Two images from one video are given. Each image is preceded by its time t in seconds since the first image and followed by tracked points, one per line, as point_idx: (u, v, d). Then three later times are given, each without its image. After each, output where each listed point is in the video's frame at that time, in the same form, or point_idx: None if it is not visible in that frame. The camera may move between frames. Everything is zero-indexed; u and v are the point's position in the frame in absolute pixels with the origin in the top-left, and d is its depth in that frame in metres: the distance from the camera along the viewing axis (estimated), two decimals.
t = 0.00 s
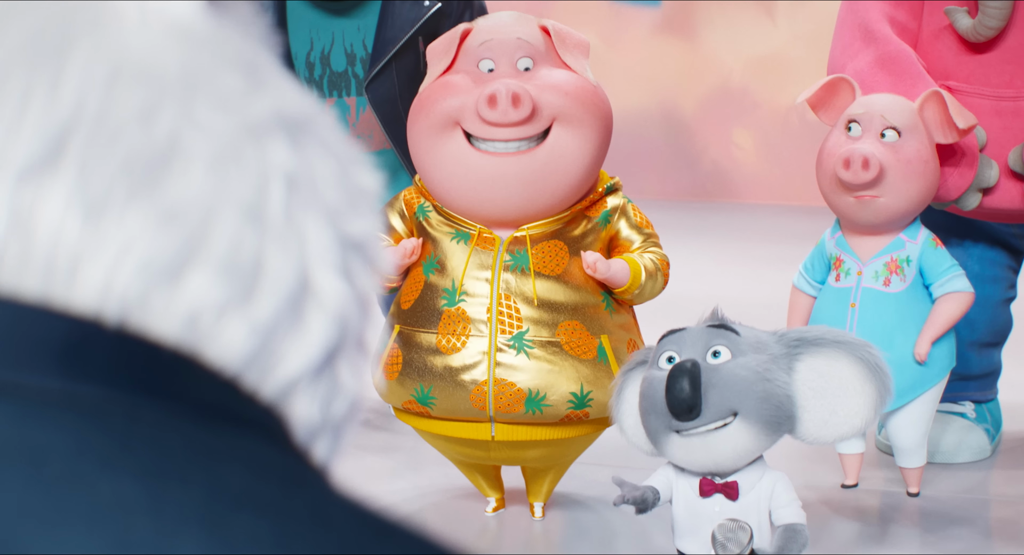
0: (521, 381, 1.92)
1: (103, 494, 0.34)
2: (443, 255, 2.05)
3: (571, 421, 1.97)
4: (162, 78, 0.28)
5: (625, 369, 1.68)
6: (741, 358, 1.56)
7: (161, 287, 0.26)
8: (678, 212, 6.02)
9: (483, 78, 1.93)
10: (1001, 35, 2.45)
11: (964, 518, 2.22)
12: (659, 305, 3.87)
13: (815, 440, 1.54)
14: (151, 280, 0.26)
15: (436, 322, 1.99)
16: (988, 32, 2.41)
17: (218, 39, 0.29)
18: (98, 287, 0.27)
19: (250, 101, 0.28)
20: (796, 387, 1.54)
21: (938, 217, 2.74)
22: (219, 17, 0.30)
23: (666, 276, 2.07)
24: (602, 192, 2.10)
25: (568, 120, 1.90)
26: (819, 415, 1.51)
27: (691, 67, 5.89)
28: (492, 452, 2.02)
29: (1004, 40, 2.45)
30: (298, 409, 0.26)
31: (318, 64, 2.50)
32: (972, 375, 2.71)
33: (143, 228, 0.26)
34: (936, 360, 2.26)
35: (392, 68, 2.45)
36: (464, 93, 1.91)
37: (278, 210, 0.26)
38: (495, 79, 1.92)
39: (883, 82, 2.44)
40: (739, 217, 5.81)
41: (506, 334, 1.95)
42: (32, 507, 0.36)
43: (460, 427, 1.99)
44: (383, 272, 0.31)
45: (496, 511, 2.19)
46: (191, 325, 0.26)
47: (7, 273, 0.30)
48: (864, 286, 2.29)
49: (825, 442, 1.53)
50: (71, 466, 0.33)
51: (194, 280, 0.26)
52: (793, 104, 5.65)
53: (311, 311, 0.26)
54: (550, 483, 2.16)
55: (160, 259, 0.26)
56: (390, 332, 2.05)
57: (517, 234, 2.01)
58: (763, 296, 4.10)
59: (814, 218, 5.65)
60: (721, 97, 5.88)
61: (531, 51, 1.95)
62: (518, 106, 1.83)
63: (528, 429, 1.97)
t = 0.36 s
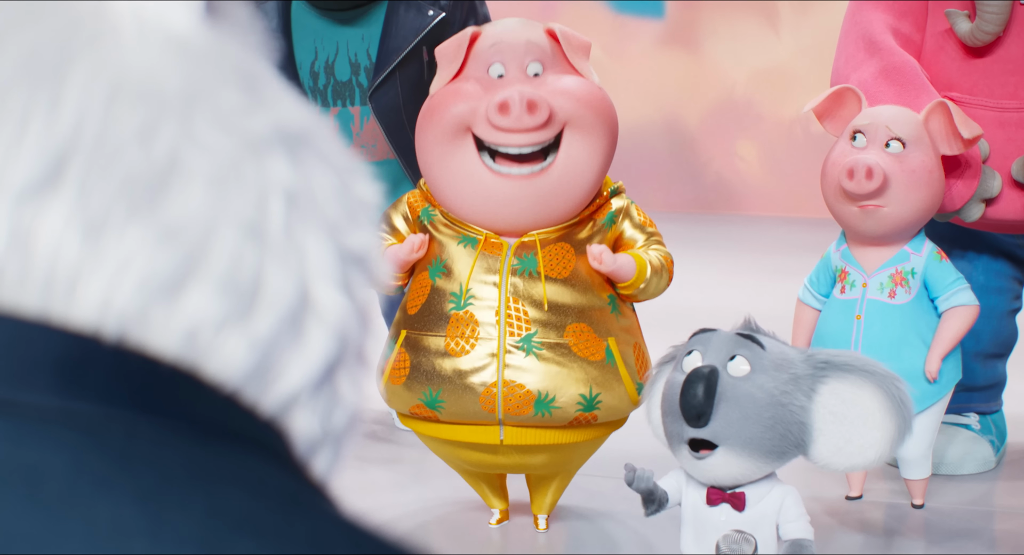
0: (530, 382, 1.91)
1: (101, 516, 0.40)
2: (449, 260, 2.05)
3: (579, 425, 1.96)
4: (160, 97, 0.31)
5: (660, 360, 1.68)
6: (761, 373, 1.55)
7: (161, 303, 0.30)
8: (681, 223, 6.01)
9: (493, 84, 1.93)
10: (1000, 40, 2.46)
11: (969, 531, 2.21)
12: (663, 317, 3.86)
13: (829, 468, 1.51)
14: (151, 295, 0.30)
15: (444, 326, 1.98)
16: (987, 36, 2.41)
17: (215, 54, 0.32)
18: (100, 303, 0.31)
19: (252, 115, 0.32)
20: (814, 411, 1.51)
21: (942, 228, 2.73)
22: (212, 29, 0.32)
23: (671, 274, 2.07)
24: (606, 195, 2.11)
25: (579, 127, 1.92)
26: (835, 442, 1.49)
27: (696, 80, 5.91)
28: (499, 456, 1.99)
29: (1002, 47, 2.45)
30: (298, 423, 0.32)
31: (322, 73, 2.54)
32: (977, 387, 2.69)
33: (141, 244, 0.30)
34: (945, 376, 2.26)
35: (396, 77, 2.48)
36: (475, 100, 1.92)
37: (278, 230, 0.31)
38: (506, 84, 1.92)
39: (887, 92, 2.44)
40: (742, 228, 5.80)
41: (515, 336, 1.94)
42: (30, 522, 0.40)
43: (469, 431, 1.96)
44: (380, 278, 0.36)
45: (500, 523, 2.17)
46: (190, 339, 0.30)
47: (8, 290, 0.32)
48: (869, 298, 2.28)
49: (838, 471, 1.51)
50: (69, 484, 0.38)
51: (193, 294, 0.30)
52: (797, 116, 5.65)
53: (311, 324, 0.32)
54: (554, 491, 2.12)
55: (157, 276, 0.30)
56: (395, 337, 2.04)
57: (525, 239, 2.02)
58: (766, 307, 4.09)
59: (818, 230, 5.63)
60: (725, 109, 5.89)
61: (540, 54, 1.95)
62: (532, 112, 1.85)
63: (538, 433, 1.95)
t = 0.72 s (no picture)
0: (542, 383, 1.90)
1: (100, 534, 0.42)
2: (458, 262, 2.02)
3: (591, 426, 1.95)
4: (163, 107, 0.38)
5: (668, 369, 1.69)
6: (769, 385, 1.55)
7: (162, 313, 0.37)
8: (684, 231, 5.99)
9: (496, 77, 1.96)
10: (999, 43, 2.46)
11: (972, 537, 2.20)
12: (667, 325, 3.85)
13: (834, 479, 1.51)
14: (152, 303, 0.37)
15: (455, 326, 1.97)
16: (983, 37, 2.41)
17: (214, 60, 0.39)
18: (101, 312, 0.37)
19: (251, 123, 0.40)
20: (822, 422, 1.50)
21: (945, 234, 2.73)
22: (213, 36, 0.39)
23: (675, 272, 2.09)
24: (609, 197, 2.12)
25: (580, 123, 1.94)
26: (841, 455, 1.49)
27: (699, 87, 5.91)
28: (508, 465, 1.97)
29: (1001, 50, 2.45)
30: (299, 428, 0.41)
31: (324, 79, 2.56)
32: (981, 393, 2.69)
33: (142, 252, 0.37)
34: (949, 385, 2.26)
35: (398, 84, 2.48)
36: (479, 92, 1.95)
37: (278, 242, 0.39)
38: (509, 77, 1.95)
39: (889, 98, 2.45)
40: (746, 236, 5.78)
41: (527, 336, 1.93)
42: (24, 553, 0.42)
43: (478, 434, 1.94)
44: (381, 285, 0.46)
45: (501, 531, 2.14)
46: (191, 347, 0.37)
47: (9, 298, 0.38)
48: (872, 304, 2.28)
49: (843, 483, 1.51)
50: (69, 503, 0.42)
51: (193, 304, 0.37)
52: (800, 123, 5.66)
53: (313, 331, 0.40)
54: (558, 500, 2.09)
55: (157, 285, 0.37)
56: (404, 339, 2.04)
57: (534, 239, 2.00)
58: (770, 315, 4.08)
59: (822, 236, 5.61)
60: (728, 116, 5.89)
61: (542, 51, 2.00)
62: (536, 97, 1.88)
63: (549, 435, 1.93)
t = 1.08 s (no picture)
0: (545, 421, 1.86)
1: (99, 541, 0.42)
2: (465, 291, 2.00)
3: (599, 455, 1.92)
4: (161, 111, 0.41)
5: (664, 375, 1.69)
6: (771, 392, 1.54)
7: (162, 319, 0.39)
8: (685, 236, 5.98)
9: (503, 86, 1.93)
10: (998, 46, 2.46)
11: (973, 542, 2.20)
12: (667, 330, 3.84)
13: (835, 484, 1.51)
14: (152, 308, 0.39)
15: (458, 361, 1.94)
16: (980, 35, 2.41)
17: (214, 64, 0.42)
18: (100, 318, 0.39)
19: (251, 128, 0.42)
20: (824, 427, 1.50)
21: (943, 237, 2.72)
22: (212, 40, 0.42)
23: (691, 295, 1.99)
24: (622, 218, 2.04)
25: (583, 138, 1.89)
26: (843, 459, 1.49)
27: (700, 92, 5.91)
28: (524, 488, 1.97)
29: (998, 53, 2.46)
30: (298, 435, 0.44)
31: (325, 84, 2.57)
32: (982, 397, 2.69)
33: (141, 258, 0.39)
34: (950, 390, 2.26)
35: (399, 89, 2.49)
36: (485, 104, 1.93)
37: (277, 249, 0.41)
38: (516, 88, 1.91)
39: (888, 101, 2.44)
40: (747, 241, 5.77)
41: (529, 376, 1.88)
42: None
43: (485, 466, 1.94)
44: (378, 295, 0.49)
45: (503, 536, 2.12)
46: (191, 352, 0.40)
47: (9, 304, 0.40)
48: (874, 309, 2.27)
49: (844, 487, 1.51)
50: (68, 512, 0.42)
51: (192, 311, 0.40)
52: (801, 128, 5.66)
53: (313, 337, 0.43)
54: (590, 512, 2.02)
55: (157, 290, 0.39)
56: (412, 364, 2.04)
57: (534, 267, 1.95)
58: (770, 320, 4.07)
59: (823, 242, 5.61)
60: (729, 121, 5.89)
61: (556, 64, 1.95)
62: (533, 110, 1.84)
63: (554, 468, 1.91)
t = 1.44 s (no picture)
0: (548, 453, 1.79)
1: (95, 543, 0.43)
2: (478, 319, 1.93)
3: (604, 488, 1.84)
4: (159, 114, 0.40)
5: (648, 374, 1.68)
6: (773, 401, 1.53)
7: (159, 320, 0.40)
8: (684, 237, 5.99)
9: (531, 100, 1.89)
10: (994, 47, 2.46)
11: (972, 544, 2.20)
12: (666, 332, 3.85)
13: (837, 480, 1.52)
14: (147, 310, 0.39)
15: (464, 388, 1.87)
16: (977, 34, 2.42)
17: (213, 65, 0.41)
18: (98, 318, 0.39)
19: (249, 130, 0.43)
20: (823, 428, 1.51)
21: (942, 239, 2.73)
22: (210, 42, 0.41)
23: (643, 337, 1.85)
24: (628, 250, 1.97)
25: (602, 168, 1.83)
26: (844, 456, 1.49)
27: (699, 94, 5.92)
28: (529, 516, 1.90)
29: (994, 54, 2.46)
30: (295, 439, 0.44)
31: (325, 86, 2.57)
32: (981, 399, 2.68)
33: (138, 260, 0.39)
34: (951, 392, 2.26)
35: (398, 91, 2.51)
36: (509, 121, 1.88)
37: (274, 249, 0.42)
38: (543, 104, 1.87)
39: (886, 102, 2.44)
40: (746, 243, 5.78)
41: (533, 405, 1.82)
42: None
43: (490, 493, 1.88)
44: (381, 296, 0.49)
45: None
46: (188, 353, 0.40)
47: (9, 303, 0.40)
48: (873, 312, 2.28)
49: (846, 483, 1.52)
50: (64, 515, 0.42)
51: (188, 313, 0.40)
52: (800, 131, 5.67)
53: (309, 338, 0.43)
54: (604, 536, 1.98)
55: (154, 291, 0.39)
56: (422, 388, 1.97)
57: (542, 292, 1.90)
58: (768, 322, 4.08)
59: (822, 243, 5.61)
60: (728, 124, 5.89)
61: (585, 83, 1.90)
62: (556, 131, 1.79)
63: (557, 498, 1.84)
